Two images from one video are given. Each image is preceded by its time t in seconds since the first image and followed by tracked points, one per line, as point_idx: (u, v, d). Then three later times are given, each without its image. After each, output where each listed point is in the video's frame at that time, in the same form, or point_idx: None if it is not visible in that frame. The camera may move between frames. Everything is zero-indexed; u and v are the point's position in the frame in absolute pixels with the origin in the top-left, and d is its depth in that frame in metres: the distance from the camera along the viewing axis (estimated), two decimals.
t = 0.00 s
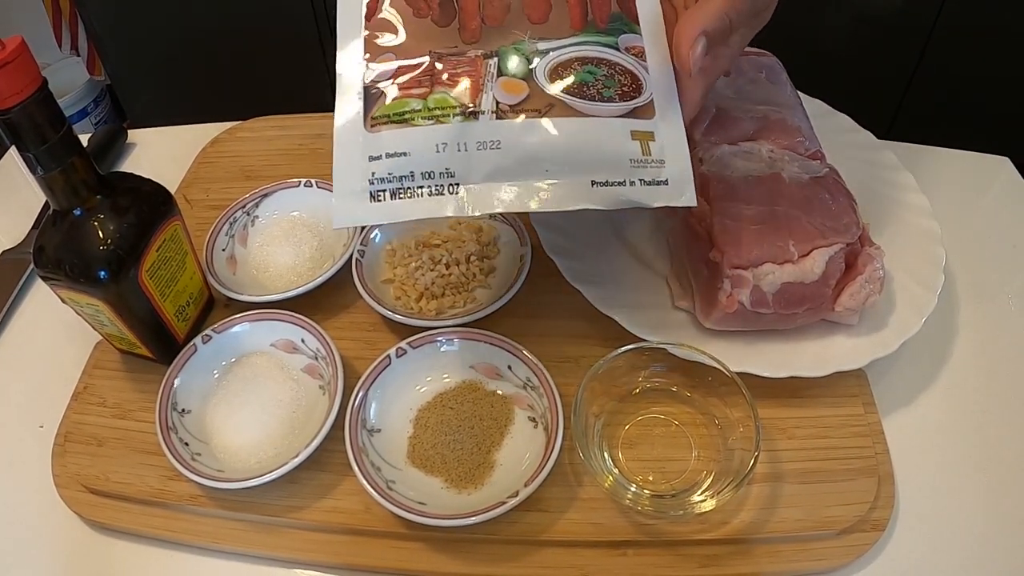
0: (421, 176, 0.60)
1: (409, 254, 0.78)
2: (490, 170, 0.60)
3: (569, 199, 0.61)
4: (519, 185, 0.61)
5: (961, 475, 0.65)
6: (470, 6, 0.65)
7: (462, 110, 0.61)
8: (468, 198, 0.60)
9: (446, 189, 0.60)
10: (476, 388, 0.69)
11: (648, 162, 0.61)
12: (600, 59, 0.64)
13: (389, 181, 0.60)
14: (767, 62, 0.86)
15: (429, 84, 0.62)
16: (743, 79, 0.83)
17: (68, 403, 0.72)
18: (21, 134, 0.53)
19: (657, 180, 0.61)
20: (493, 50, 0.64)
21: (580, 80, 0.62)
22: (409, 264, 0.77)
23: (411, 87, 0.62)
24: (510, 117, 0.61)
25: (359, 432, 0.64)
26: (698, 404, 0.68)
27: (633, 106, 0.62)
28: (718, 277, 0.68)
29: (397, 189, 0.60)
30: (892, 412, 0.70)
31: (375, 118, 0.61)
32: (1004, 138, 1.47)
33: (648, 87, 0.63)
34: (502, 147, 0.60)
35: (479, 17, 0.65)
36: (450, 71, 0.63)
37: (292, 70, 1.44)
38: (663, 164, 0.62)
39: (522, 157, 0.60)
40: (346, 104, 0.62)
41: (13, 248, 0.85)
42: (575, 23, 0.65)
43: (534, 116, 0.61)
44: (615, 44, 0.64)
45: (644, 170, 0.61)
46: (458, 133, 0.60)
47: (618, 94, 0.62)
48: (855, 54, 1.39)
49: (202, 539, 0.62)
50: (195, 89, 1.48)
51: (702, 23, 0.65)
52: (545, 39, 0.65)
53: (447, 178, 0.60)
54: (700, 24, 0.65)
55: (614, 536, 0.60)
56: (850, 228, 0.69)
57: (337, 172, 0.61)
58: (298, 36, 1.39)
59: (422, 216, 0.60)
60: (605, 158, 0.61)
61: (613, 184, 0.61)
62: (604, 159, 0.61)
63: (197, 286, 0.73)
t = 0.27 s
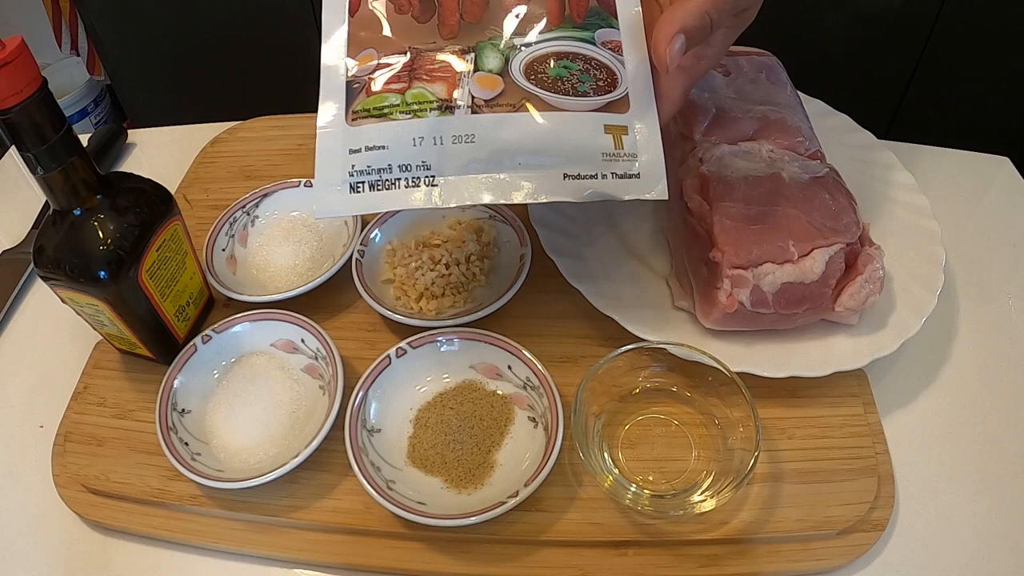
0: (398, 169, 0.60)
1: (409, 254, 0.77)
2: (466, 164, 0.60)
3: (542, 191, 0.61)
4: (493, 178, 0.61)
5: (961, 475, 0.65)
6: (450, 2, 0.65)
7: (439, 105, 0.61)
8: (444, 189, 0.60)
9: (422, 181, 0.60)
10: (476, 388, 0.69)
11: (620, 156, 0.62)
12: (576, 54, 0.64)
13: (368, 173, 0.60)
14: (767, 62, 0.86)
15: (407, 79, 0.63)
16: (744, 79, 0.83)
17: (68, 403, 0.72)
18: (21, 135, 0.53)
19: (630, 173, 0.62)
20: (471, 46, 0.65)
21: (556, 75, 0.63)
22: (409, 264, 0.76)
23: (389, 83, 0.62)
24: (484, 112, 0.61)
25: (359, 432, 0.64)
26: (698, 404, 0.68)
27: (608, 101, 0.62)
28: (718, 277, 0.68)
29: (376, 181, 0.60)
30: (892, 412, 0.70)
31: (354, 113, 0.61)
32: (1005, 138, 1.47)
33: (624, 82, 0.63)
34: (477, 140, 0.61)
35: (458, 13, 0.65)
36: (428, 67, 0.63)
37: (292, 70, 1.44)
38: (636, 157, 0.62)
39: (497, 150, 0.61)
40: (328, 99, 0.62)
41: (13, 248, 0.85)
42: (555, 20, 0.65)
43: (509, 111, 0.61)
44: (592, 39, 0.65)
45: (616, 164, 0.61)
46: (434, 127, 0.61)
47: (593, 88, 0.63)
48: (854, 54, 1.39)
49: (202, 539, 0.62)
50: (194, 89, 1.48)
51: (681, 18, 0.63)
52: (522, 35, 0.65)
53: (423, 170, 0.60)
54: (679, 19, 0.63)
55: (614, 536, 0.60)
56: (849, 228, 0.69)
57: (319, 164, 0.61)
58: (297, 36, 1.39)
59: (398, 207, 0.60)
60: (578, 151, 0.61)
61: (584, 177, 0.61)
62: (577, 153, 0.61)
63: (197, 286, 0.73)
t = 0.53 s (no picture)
0: (394, 161, 0.61)
1: (409, 254, 0.77)
2: (460, 155, 0.61)
3: (533, 179, 0.62)
4: (486, 168, 0.62)
5: (961, 475, 0.65)
6: None
7: (432, 98, 0.61)
8: (438, 181, 0.61)
9: (417, 173, 0.61)
10: (476, 388, 0.69)
11: (610, 146, 0.62)
12: (566, 46, 0.64)
13: (364, 166, 0.61)
14: (767, 61, 0.86)
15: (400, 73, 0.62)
16: (743, 79, 0.84)
17: (68, 403, 0.72)
18: (21, 134, 0.53)
19: (620, 163, 0.62)
20: (463, 39, 0.64)
21: (547, 67, 0.63)
22: (409, 264, 0.76)
23: (383, 77, 0.62)
24: (476, 104, 0.61)
25: (359, 432, 0.64)
26: (697, 404, 0.68)
27: (598, 91, 0.62)
28: (718, 277, 0.68)
29: (372, 174, 0.61)
30: (892, 412, 0.70)
31: (349, 107, 0.62)
32: (1005, 138, 1.47)
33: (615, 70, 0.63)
34: (470, 133, 0.61)
35: (450, 7, 0.65)
36: (420, 61, 0.63)
37: (292, 70, 1.45)
38: (626, 148, 0.62)
39: (489, 142, 0.61)
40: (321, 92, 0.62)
41: (13, 248, 0.85)
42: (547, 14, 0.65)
43: (501, 104, 0.61)
44: (582, 31, 0.64)
45: (606, 154, 0.62)
46: (428, 120, 0.61)
47: (583, 80, 0.63)
48: (854, 54, 1.39)
49: (202, 539, 0.62)
50: (194, 88, 1.48)
51: (675, 13, 0.65)
52: (514, 27, 0.65)
53: (418, 163, 0.61)
54: (673, 15, 0.65)
55: (614, 536, 0.60)
56: (849, 228, 0.69)
57: (315, 157, 0.61)
58: (297, 36, 1.39)
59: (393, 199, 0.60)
60: (567, 142, 0.61)
61: (575, 167, 0.62)
62: (567, 143, 0.61)
63: (197, 286, 0.73)
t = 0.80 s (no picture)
0: (394, 153, 0.61)
1: (409, 254, 0.77)
2: (458, 146, 0.61)
3: (528, 168, 0.62)
4: (484, 158, 0.62)
5: (960, 475, 0.65)
6: None
7: (430, 90, 0.62)
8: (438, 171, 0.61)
9: (417, 165, 0.61)
10: (476, 388, 0.69)
11: (604, 134, 0.62)
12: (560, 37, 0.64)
13: (365, 158, 0.61)
14: (767, 61, 0.86)
15: (399, 66, 0.63)
16: (743, 79, 0.84)
17: (68, 403, 0.72)
18: (21, 135, 0.53)
19: (615, 151, 0.62)
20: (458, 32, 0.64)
21: (541, 59, 0.63)
22: (409, 264, 0.76)
23: (382, 71, 0.63)
24: (473, 94, 0.62)
25: (359, 432, 0.64)
26: (698, 404, 0.68)
27: (592, 82, 0.63)
28: (718, 278, 0.68)
29: (373, 166, 0.61)
30: (892, 412, 0.70)
31: (350, 100, 0.62)
32: (1004, 138, 1.47)
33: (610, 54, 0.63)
34: (468, 123, 0.61)
35: (446, 2, 0.65)
36: (418, 54, 0.63)
37: (292, 70, 1.45)
38: (620, 136, 0.62)
39: (487, 133, 0.62)
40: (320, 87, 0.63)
41: (13, 248, 0.85)
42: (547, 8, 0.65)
43: (499, 95, 0.62)
44: (575, 22, 0.64)
45: (600, 143, 0.62)
46: (427, 112, 0.61)
47: (578, 71, 0.63)
48: (854, 54, 1.39)
49: (202, 539, 0.62)
50: (194, 88, 1.48)
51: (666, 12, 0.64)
52: (509, 20, 0.65)
53: (417, 154, 0.61)
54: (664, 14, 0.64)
55: (614, 536, 0.60)
56: (849, 228, 0.69)
57: (316, 149, 0.62)
58: (297, 36, 1.39)
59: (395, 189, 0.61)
60: (563, 133, 0.62)
61: (569, 156, 0.62)
62: (563, 133, 0.62)
63: (197, 286, 0.73)
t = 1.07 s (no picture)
0: (388, 145, 0.62)
1: (409, 253, 0.77)
2: (452, 141, 0.62)
3: (518, 165, 0.62)
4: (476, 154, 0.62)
5: (960, 475, 0.65)
6: None
7: (427, 83, 0.62)
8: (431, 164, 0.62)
9: (410, 158, 0.62)
10: (476, 388, 0.69)
11: (596, 134, 0.63)
12: (556, 35, 0.64)
13: (360, 149, 0.62)
14: (767, 61, 0.86)
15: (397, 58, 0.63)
16: (743, 79, 0.84)
17: (68, 403, 0.72)
18: (21, 135, 0.53)
19: (605, 151, 0.63)
20: (458, 27, 0.64)
21: (537, 57, 0.63)
22: (409, 264, 0.76)
23: (380, 62, 0.63)
24: (469, 89, 0.62)
25: (359, 432, 0.64)
26: (698, 404, 0.68)
27: (587, 81, 0.63)
28: (718, 278, 0.68)
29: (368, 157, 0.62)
30: (892, 412, 0.70)
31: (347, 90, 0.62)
32: (1005, 138, 1.47)
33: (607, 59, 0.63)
34: (463, 119, 0.62)
35: None
36: (417, 48, 0.63)
37: (293, 70, 1.45)
38: (612, 137, 0.63)
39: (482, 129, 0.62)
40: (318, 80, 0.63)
41: (13, 248, 0.85)
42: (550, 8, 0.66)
43: (494, 91, 0.62)
44: (573, 21, 0.64)
45: (592, 142, 0.62)
46: (423, 106, 0.62)
47: (574, 69, 0.63)
48: (854, 54, 1.39)
49: (202, 539, 0.62)
50: (194, 88, 1.48)
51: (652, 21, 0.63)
52: (508, 16, 0.65)
53: (412, 146, 0.62)
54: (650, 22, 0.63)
55: (614, 536, 0.60)
56: (849, 228, 0.69)
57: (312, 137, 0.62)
58: (298, 37, 1.39)
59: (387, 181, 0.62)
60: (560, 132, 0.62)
61: (562, 155, 0.62)
62: (556, 132, 0.62)
63: (197, 286, 0.73)
